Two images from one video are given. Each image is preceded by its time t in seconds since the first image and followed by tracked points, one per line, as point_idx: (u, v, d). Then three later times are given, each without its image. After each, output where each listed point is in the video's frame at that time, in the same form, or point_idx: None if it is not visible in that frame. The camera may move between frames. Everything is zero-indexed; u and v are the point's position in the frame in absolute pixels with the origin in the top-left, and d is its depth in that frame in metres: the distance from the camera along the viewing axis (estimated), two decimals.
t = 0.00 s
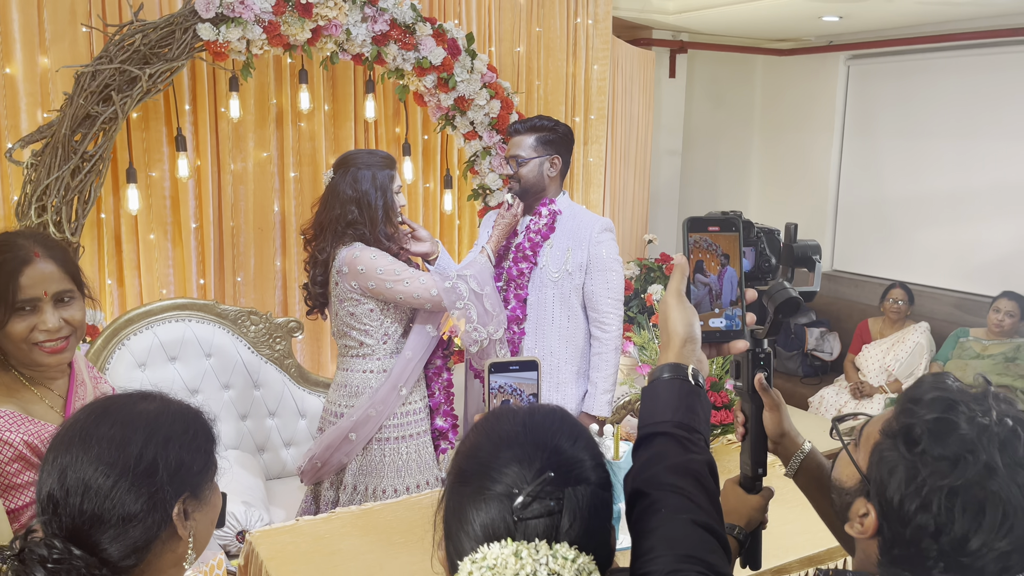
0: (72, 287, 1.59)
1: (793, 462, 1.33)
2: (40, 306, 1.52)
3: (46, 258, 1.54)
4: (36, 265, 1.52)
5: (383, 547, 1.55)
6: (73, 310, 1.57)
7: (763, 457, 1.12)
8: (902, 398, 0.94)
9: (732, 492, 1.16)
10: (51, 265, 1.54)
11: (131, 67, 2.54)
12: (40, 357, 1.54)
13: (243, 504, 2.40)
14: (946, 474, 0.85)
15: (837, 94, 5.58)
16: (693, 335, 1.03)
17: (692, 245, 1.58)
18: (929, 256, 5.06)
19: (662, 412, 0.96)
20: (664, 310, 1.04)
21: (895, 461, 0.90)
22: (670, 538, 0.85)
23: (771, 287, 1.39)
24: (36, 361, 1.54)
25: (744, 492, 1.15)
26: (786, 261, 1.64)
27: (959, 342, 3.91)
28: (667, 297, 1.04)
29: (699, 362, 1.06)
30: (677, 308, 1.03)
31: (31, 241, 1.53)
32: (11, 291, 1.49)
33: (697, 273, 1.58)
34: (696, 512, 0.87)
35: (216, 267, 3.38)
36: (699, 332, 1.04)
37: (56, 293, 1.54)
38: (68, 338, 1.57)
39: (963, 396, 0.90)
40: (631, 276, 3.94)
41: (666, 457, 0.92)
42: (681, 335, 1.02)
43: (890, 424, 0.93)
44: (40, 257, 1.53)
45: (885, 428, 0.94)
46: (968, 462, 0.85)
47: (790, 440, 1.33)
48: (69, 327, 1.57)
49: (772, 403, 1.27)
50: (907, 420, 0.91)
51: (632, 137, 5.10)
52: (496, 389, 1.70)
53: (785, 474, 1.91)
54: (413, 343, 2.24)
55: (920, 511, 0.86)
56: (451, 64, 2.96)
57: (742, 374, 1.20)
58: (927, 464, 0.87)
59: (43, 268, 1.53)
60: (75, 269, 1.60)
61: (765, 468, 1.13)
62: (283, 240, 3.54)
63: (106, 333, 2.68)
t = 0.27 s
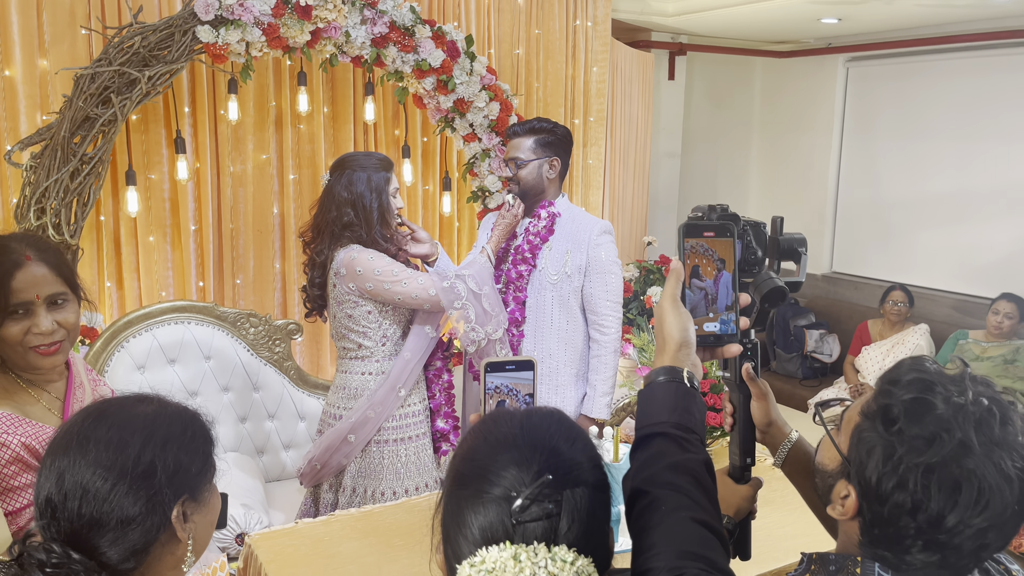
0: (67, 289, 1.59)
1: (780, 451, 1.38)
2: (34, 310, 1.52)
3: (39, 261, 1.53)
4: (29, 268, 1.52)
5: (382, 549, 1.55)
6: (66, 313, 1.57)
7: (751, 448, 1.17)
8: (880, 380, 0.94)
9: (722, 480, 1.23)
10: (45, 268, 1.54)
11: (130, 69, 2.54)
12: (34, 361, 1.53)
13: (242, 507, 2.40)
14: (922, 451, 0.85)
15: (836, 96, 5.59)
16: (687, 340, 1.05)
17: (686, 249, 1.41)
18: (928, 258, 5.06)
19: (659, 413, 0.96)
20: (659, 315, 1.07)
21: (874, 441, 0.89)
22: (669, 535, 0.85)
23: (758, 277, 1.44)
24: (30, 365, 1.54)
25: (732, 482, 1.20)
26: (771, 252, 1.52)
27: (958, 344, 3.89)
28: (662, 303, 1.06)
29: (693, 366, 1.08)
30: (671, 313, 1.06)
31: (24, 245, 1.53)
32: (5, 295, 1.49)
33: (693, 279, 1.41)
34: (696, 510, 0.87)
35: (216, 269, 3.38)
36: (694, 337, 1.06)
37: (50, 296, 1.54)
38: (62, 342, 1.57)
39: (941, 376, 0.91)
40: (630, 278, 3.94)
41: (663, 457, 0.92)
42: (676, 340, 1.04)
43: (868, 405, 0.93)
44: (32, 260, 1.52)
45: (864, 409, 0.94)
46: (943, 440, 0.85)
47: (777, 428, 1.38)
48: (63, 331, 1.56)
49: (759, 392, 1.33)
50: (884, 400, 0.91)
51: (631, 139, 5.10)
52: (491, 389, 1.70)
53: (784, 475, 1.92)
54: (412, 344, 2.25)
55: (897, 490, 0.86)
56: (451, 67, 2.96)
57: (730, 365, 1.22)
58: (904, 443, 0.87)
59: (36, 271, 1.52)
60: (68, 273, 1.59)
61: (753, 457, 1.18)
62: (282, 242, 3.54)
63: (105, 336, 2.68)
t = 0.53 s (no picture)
0: (60, 292, 1.58)
1: (780, 451, 1.40)
2: (28, 313, 1.52)
3: (32, 264, 1.52)
4: (22, 272, 1.51)
5: (383, 550, 1.55)
6: (61, 316, 1.56)
7: (750, 448, 1.18)
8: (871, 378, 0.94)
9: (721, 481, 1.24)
10: (38, 272, 1.53)
11: (132, 71, 2.54)
12: (30, 364, 1.54)
13: (243, 509, 2.40)
14: (913, 448, 0.85)
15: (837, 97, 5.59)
16: (683, 339, 1.04)
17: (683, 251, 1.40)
18: (929, 259, 5.06)
19: (656, 409, 0.96)
20: (655, 314, 1.06)
21: (866, 438, 0.89)
22: (670, 529, 0.84)
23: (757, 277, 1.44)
24: (25, 368, 1.54)
25: (732, 483, 1.21)
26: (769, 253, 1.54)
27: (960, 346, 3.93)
28: (658, 303, 1.06)
29: (690, 365, 1.08)
30: (668, 312, 1.05)
31: (17, 248, 1.53)
32: None
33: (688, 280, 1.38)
34: (699, 501, 0.87)
35: (217, 270, 3.38)
36: (689, 337, 1.05)
37: (44, 300, 1.54)
38: (56, 345, 1.57)
39: (933, 374, 0.91)
40: (631, 279, 3.94)
41: (662, 452, 0.92)
42: (672, 338, 1.04)
43: (861, 403, 0.93)
44: (26, 263, 1.52)
45: (856, 407, 0.93)
46: (934, 436, 0.85)
47: (777, 429, 1.40)
48: (57, 334, 1.56)
49: (758, 393, 1.35)
50: (876, 398, 0.91)
51: (632, 141, 5.10)
52: (487, 394, 1.70)
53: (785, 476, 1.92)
54: (413, 344, 2.24)
55: (889, 487, 0.86)
56: (452, 68, 2.96)
57: (728, 364, 1.23)
58: (895, 439, 0.87)
59: (29, 274, 1.51)
60: (62, 277, 1.59)
61: (753, 458, 1.19)
62: (284, 243, 3.54)
63: (106, 337, 2.68)
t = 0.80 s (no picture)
0: (63, 294, 1.58)
1: (790, 463, 1.29)
2: (31, 315, 1.52)
3: (34, 266, 1.53)
4: (25, 273, 1.51)
5: (384, 551, 1.55)
6: (63, 318, 1.57)
7: (758, 461, 1.15)
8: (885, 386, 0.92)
9: (731, 494, 1.20)
10: (41, 274, 1.54)
11: (134, 71, 2.55)
12: (31, 365, 1.53)
13: (245, 509, 2.40)
14: (931, 457, 0.84)
15: (839, 98, 5.58)
16: (678, 340, 1.04)
17: (680, 256, 1.58)
18: (930, 260, 5.06)
19: (653, 410, 0.96)
20: (650, 317, 1.05)
21: (881, 448, 0.88)
22: (671, 529, 0.84)
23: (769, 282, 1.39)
24: (27, 370, 1.54)
25: (742, 495, 1.19)
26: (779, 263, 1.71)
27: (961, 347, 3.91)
28: (651, 305, 1.05)
29: (687, 368, 1.07)
30: (662, 314, 1.04)
31: (20, 250, 1.53)
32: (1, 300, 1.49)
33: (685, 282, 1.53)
34: (699, 501, 0.87)
35: (219, 271, 3.39)
36: (684, 338, 1.06)
37: (46, 301, 1.54)
38: (58, 347, 1.57)
39: (948, 381, 0.89)
40: (632, 280, 3.94)
41: (661, 452, 0.92)
42: (667, 341, 1.04)
43: (875, 411, 0.91)
44: (28, 265, 1.52)
45: (870, 417, 0.92)
46: (952, 445, 0.83)
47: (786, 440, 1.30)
48: (60, 336, 1.56)
49: (768, 405, 1.25)
50: (891, 406, 0.89)
51: (634, 141, 5.10)
52: (488, 395, 1.70)
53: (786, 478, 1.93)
54: (416, 344, 2.25)
55: (906, 498, 0.84)
56: (454, 68, 2.96)
57: (737, 374, 1.19)
58: (912, 449, 0.85)
59: (32, 275, 1.52)
60: (65, 278, 1.59)
61: (762, 470, 1.16)
62: (285, 244, 3.54)
63: (108, 337, 2.68)
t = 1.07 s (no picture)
0: (71, 295, 1.59)
1: (813, 477, 1.10)
2: (37, 313, 1.52)
3: (45, 265, 1.54)
4: (37, 272, 1.52)
5: (388, 550, 1.55)
6: (69, 318, 1.57)
7: (779, 474, 1.11)
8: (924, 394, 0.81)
9: (751, 509, 1.16)
10: (50, 273, 1.54)
11: (136, 70, 2.55)
12: (35, 363, 1.53)
13: (248, 508, 2.40)
14: (975, 472, 0.74)
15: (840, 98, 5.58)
16: (682, 341, 1.03)
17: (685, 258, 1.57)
18: (932, 260, 5.06)
19: (657, 410, 0.96)
20: (653, 316, 1.05)
21: (921, 462, 0.78)
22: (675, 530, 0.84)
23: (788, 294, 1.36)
24: (30, 366, 1.54)
25: (762, 509, 1.14)
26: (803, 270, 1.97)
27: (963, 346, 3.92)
28: (656, 306, 1.05)
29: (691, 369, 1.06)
30: (666, 315, 1.04)
31: (32, 249, 1.54)
32: (10, 298, 1.50)
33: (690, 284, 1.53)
34: (701, 501, 0.87)
35: (221, 270, 3.39)
36: (688, 340, 1.04)
37: (54, 301, 1.55)
38: (64, 346, 1.57)
39: (992, 387, 0.77)
40: (634, 279, 3.94)
41: (665, 452, 0.92)
42: (671, 341, 1.03)
43: (913, 423, 0.81)
44: (39, 264, 1.53)
45: (907, 426, 0.82)
46: (999, 459, 0.73)
47: (811, 454, 1.12)
48: (66, 337, 1.56)
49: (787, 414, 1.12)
50: (930, 418, 0.79)
51: (635, 141, 5.10)
52: (493, 393, 1.70)
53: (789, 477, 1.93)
54: (419, 342, 2.25)
55: (950, 514, 0.75)
56: (455, 68, 2.96)
57: (758, 385, 1.15)
58: (956, 464, 0.76)
59: (41, 274, 1.53)
60: (74, 277, 1.59)
61: (783, 484, 1.11)
62: (287, 244, 3.54)
63: (110, 336, 2.68)
